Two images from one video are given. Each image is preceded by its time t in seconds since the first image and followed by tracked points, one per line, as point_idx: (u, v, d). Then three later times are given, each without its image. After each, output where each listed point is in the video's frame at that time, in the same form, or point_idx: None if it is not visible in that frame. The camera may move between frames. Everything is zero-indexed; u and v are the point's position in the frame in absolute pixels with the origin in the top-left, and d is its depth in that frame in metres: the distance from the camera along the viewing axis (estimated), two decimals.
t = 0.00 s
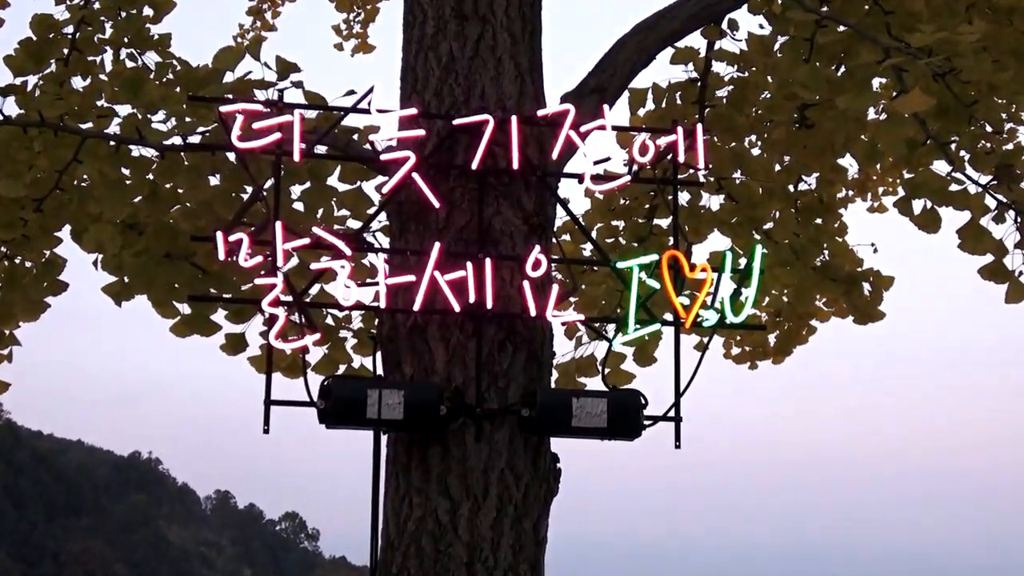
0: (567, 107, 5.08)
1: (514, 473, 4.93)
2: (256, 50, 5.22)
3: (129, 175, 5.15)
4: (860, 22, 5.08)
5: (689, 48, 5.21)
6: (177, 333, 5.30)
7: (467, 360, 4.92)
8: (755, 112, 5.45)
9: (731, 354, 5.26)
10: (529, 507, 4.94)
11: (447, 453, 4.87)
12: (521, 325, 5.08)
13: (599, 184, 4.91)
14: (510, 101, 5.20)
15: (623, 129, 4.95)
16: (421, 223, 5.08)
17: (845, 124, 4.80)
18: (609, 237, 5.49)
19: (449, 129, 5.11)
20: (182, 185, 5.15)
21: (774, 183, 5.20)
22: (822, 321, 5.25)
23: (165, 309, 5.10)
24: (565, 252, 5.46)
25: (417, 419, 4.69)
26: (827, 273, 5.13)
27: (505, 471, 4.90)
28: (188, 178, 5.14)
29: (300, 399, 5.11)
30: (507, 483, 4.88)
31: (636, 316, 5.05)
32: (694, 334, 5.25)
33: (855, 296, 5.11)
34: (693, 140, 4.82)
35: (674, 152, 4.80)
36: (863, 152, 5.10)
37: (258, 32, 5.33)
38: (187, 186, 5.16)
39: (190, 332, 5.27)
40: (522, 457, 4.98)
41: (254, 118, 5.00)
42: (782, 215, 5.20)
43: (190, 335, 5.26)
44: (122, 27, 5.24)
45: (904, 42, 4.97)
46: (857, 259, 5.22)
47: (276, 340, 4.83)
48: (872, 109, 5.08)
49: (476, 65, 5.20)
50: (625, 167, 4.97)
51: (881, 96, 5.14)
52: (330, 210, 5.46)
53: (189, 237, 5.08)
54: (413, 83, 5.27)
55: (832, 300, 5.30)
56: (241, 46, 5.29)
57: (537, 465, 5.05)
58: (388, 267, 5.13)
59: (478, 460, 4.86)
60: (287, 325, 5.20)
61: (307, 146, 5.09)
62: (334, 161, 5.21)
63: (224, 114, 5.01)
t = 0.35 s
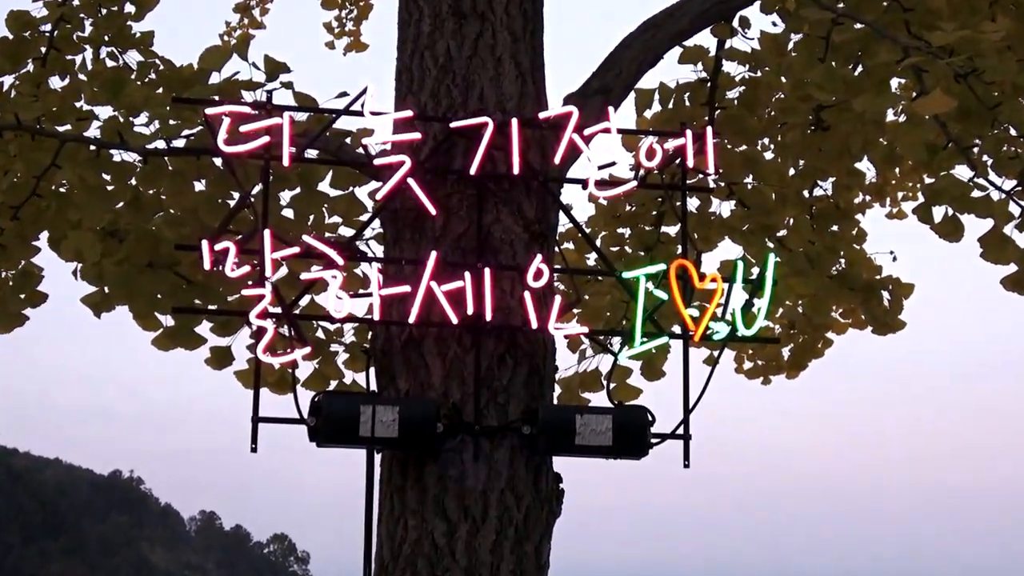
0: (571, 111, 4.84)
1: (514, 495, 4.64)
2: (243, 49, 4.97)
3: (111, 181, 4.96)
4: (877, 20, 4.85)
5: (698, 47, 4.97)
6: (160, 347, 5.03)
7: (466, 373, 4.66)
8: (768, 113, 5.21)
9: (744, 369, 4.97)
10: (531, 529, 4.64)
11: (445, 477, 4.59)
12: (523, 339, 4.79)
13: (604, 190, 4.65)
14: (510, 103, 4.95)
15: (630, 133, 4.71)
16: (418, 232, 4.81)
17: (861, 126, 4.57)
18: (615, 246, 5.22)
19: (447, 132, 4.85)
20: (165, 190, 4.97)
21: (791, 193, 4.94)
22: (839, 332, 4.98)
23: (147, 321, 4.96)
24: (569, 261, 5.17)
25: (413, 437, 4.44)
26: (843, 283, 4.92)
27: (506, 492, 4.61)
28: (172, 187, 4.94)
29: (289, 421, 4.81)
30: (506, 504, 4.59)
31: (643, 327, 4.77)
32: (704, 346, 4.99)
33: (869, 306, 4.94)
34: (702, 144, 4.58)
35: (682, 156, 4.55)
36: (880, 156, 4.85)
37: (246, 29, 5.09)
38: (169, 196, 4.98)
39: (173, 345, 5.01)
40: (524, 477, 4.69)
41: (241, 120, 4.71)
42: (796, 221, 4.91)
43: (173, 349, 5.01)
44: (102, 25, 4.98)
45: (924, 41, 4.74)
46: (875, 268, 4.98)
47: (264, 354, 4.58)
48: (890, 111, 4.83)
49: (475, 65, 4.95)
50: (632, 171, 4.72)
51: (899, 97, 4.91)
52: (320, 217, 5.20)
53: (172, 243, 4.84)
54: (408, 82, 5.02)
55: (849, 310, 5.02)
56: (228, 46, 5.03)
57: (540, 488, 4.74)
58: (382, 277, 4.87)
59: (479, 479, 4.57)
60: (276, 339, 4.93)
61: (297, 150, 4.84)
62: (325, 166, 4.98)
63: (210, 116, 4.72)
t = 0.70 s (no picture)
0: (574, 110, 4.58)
1: (514, 510, 4.30)
2: (228, 45, 4.73)
3: (90, 184, 4.70)
4: (895, 14, 4.62)
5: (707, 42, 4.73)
6: (142, 359, 4.72)
7: (464, 387, 4.32)
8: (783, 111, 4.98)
9: (758, 380, 4.70)
10: (532, 545, 4.31)
11: (439, 491, 4.22)
12: (524, 348, 4.47)
13: (608, 193, 4.37)
14: (510, 102, 4.70)
15: (637, 133, 4.45)
16: (413, 237, 4.51)
17: (882, 125, 4.29)
18: (620, 250, 4.93)
19: (443, 131, 4.60)
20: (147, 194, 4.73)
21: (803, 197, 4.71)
22: (857, 343, 4.73)
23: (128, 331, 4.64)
24: (572, 269, 4.89)
25: (409, 453, 4.14)
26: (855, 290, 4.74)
27: (505, 509, 4.27)
28: (158, 186, 4.64)
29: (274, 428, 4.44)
30: (506, 523, 4.25)
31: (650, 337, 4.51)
32: (715, 357, 4.72)
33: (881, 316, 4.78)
34: (711, 144, 4.33)
35: (690, 158, 4.29)
36: (900, 157, 4.60)
37: (232, 25, 4.85)
38: (156, 197, 4.66)
39: (156, 358, 4.70)
40: (525, 493, 4.36)
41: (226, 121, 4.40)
42: (812, 225, 4.79)
43: (156, 361, 4.70)
44: (81, 21, 4.76)
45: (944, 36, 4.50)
46: (893, 275, 4.78)
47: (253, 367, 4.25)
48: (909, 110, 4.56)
49: (472, 60, 4.71)
50: (638, 173, 4.45)
51: (918, 94, 4.66)
52: (311, 222, 4.93)
53: (156, 249, 4.55)
54: (402, 78, 4.77)
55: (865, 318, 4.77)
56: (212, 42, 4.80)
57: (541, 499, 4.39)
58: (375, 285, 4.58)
59: (477, 485, 4.22)
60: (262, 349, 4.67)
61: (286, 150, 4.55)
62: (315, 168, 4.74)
63: (193, 116, 4.41)
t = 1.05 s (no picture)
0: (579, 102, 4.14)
1: (511, 525, 3.74)
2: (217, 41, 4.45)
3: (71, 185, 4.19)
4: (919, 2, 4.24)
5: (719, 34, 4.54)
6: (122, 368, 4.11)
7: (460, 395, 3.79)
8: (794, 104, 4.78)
9: (772, 392, 4.28)
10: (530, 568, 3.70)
11: (432, 495, 3.79)
12: (530, 361, 3.87)
13: (615, 194, 4.22)
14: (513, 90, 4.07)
15: (644, 130, 4.22)
16: (406, 241, 3.96)
17: (895, 116, 4.26)
18: (630, 257, 4.32)
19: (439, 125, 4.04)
20: (131, 197, 4.21)
21: (817, 199, 4.44)
22: (879, 351, 4.35)
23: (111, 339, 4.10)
24: (574, 268, 4.21)
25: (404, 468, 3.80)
26: (879, 299, 4.40)
27: (502, 526, 3.71)
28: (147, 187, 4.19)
29: (256, 433, 4.04)
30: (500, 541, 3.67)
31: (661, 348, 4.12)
32: (727, 366, 4.25)
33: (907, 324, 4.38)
34: (722, 142, 4.27)
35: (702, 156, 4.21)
36: (923, 155, 4.34)
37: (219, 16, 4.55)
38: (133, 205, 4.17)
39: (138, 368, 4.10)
40: (529, 505, 3.79)
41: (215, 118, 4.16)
42: (828, 229, 4.42)
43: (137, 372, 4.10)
44: (62, 13, 4.43)
45: (969, 29, 4.20)
46: (914, 278, 4.42)
47: (240, 376, 3.99)
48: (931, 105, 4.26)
49: (469, 41, 4.03)
50: (644, 171, 4.29)
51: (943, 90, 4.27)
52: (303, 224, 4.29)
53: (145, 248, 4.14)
54: (386, 67, 4.20)
55: (893, 330, 4.40)
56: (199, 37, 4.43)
57: (546, 517, 3.81)
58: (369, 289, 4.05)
59: (478, 485, 3.75)
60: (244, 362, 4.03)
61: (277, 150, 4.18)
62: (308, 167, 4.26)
63: (181, 113, 4.16)
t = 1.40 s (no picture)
0: (628, 24, 2.46)
1: None
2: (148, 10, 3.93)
3: None
4: None
5: None
6: None
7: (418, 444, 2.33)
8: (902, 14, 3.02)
9: (782, 397, 2.39)
10: None
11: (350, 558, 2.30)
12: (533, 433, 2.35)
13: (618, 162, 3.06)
14: None
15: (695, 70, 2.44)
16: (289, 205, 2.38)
17: (912, 111, 2.42)
18: (632, 275, 2.38)
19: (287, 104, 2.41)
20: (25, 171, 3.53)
21: (824, 204, 2.41)
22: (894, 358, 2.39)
23: None
24: (577, 269, 2.39)
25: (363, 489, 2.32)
26: (914, 315, 2.39)
27: (494, 544, 2.32)
28: None
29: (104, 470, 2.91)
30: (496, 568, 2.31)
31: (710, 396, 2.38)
32: (850, 409, 2.38)
33: (981, 353, 2.40)
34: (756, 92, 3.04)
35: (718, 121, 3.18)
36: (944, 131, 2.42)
37: None
38: None
39: None
40: (535, 560, 2.33)
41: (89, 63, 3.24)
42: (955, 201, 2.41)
43: None
44: None
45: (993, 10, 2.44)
46: None
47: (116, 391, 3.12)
48: None
49: (455, 45, 2.40)
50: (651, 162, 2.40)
51: None
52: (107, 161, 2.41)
53: None
54: None
55: None
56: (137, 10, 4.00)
57: None
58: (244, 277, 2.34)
59: (477, 486, 2.32)
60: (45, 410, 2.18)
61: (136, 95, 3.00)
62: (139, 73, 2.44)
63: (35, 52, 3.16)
